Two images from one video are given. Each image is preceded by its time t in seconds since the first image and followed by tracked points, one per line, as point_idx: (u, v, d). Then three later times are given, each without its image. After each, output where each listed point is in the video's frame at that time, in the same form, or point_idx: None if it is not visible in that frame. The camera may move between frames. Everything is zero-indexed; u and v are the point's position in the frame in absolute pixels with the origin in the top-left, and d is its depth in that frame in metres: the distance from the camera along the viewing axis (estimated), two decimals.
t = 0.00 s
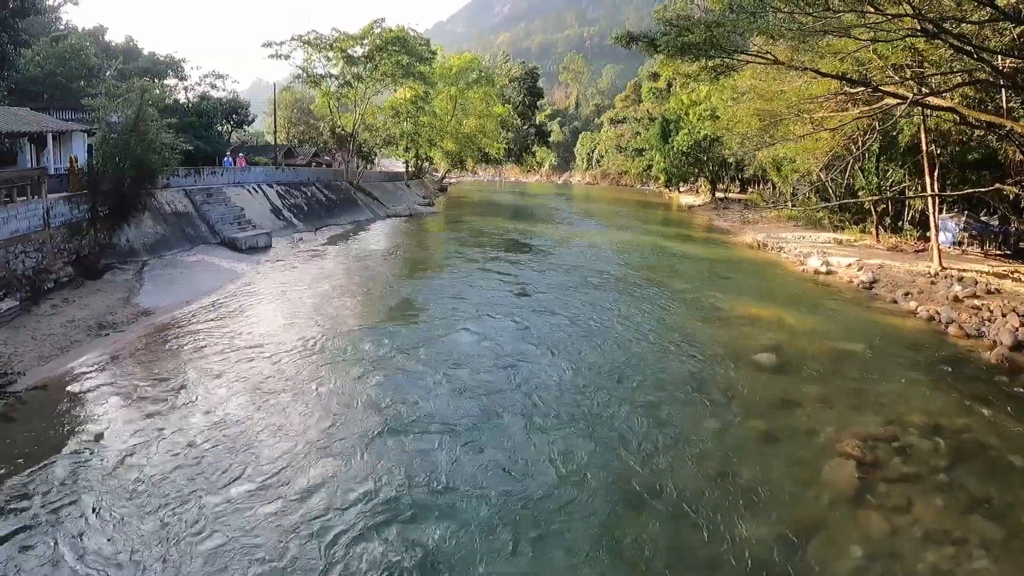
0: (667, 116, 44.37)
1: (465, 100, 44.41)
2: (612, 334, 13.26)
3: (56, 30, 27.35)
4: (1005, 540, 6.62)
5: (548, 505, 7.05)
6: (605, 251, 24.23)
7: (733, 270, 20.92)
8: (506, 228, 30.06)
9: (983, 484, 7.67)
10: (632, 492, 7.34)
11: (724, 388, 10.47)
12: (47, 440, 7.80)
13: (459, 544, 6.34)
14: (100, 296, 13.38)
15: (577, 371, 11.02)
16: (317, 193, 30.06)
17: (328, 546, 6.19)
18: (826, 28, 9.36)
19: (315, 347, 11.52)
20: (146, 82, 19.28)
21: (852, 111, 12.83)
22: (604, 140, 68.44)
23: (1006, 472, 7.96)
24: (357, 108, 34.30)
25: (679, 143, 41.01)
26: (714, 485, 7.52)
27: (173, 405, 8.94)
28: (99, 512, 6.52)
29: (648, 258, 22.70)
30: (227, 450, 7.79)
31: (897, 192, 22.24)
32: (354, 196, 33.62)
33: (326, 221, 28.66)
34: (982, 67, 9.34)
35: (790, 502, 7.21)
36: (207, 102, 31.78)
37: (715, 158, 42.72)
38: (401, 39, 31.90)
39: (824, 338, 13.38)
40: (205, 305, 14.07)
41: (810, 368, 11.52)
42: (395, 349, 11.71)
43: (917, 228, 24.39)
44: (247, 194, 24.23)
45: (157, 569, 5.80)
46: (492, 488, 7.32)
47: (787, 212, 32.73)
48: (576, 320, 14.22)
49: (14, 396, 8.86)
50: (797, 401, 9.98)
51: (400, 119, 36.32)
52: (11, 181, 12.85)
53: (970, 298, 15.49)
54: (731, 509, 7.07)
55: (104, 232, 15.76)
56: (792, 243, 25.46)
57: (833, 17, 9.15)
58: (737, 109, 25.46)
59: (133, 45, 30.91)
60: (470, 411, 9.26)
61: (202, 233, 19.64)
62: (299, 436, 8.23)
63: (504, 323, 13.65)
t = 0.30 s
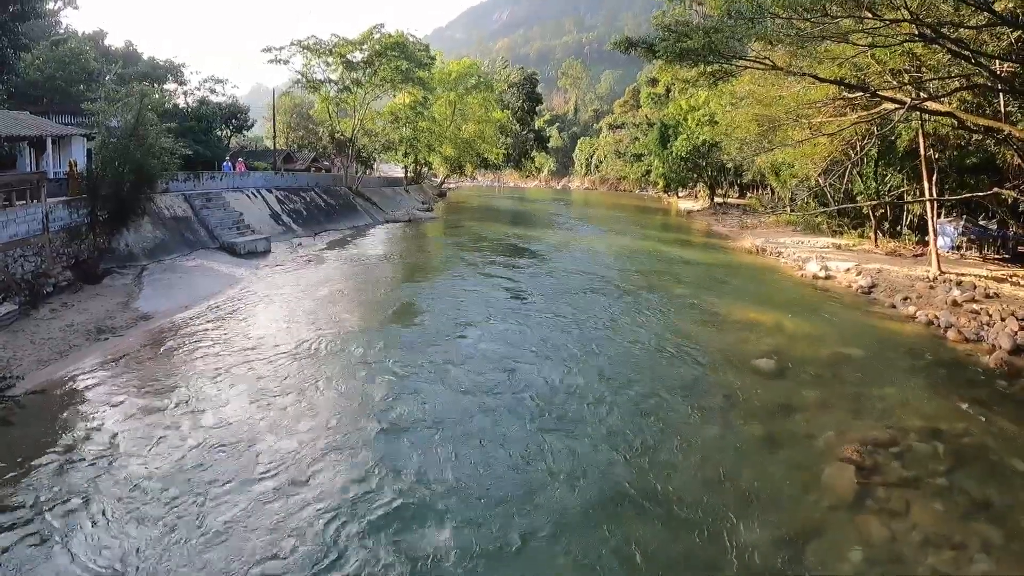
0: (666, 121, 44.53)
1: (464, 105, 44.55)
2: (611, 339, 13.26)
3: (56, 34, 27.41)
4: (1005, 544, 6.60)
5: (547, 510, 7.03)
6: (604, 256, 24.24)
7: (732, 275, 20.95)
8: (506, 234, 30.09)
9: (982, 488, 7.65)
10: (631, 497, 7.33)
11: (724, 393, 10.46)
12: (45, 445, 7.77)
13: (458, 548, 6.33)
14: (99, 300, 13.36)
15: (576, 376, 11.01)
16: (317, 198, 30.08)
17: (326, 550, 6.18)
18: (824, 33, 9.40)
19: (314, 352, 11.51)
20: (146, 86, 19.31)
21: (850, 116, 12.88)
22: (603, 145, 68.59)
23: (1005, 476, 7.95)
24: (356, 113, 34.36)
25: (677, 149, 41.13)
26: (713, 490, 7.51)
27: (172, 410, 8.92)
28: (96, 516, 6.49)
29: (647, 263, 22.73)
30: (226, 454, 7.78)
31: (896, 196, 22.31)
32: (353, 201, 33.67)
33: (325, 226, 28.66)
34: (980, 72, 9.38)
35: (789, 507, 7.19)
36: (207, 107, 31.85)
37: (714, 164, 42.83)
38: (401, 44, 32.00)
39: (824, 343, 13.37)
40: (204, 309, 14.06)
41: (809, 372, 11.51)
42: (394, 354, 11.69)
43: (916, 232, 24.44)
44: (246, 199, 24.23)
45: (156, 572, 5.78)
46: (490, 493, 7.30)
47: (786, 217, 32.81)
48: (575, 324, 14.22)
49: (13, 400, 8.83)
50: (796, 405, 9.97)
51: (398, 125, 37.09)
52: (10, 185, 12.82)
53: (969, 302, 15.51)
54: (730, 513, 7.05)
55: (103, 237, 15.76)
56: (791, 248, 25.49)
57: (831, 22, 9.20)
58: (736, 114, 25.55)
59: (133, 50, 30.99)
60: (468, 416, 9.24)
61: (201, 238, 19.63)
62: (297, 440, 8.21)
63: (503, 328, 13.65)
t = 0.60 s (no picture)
0: (662, 129, 44.78)
1: (461, 114, 44.77)
2: (609, 346, 13.25)
3: (54, 43, 27.50)
4: (1005, 548, 6.58)
5: (546, 517, 7.00)
6: (602, 263, 24.28)
7: (731, 282, 20.96)
8: (502, 242, 30.08)
9: (981, 492, 7.64)
10: (630, 504, 7.30)
11: (722, 399, 10.45)
12: (42, 454, 7.71)
13: (459, 556, 6.29)
14: (97, 309, 13.32)
15: (574, 383, 10.99)
16: (314, 207, 30.10)
17: (327, 558, 6.14)
18: (819, 40, 9.47)
19: (311, 361, 11.48)
20: (143, 95, 19.31)
21: (846, 122, 12.96)
22: (600, 153, 68.84)
23: (1005, 479, 7.95)
24: (354, 122, 34.46)
25: (674, 156, 41.31)
26: (713, 497, 7.47)
27: (170, 419, 8.87)
28: (92, 526, 6.43)
29: (644, 270, 22.78)
30: (223, 463, 7.74)
31: (892, 202, 22.42)
32: (351, 210, 33.68)
33: (323, 235, 28.66)
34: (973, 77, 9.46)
35: (789, 513, 7.17)
36: (204, 116, 31.93)
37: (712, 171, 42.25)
38: (398, 53, 32.16)
39: (822, 348, 13.37)
40: (202, 318, 14.03)
41: (808, 378, 11.51)
42: (391, 362, 11.66)
43: (912, 237, 24.55)
44: (244, 208, 24.23)
45: None
46: (489, 501, 7.27)
47: (782, 223, 32.89)
48: (573, 332, 14.21)
49: (10, 408, 8.78)
50: (795, 411, 9.96)
51: (395, 133, 36.76)
52: (9, 194, 12.78)
53: (966, 307, 15.55)
54: (730, 520, 7.02)
55: (101, 246, 15.72)
56: (788, 254, 25.55)
57: (826, 29, 9.28)
58: (732, 121, 25.69)
59: (131, 59, 31.08)
60: (467, 424, 9.21)
61: (199, 247, 19.62)
62: (295, 449, 8.17)
63: (502, 336, 13.63)
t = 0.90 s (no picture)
0: (663, 121, 44.63)
1: (461, 107, 44.71)
2: (611, 339, 13.23)
3: (53, 40, 27.44)
4: (1009, 540, 6.59)
5: (550, 512, 7.01)
6: (603, 256, 24.26)
7: (733, 274, 20.91)
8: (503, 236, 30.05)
9: (984, 484, 7.64)
10: (633, 498, 7.32)
11: (724, 392, 10.44)
12: (46, 452, 7.74)
13: (463, 551, 6.31)
14: (100, 306, 13.34)
15: (577, 377, 10.99)
16: (316, 202, 30.08)
17: (331, 553, 6.17)
18: (821, 32, 9.41)
19: (314, 356, 11.50)
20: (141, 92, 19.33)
21: (848, 114, 12.89)
22: (602, 146, 68.63)
23: (1008, 472, 7.94)
24: (354, 116, 34.39)
25: (675, 149, 41.15)
26: (716, 490, 7.48)
27: (173, 416, 8.90)
28: (99, 522, 6.47)
29: (646, 263, 22.76)
30: (227, 459, 7.77)
31: (895, 194, 22.32)
32: (352, 205, 33.67)
33: (325, 230, 28.66)
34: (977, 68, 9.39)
35: (791, 506, 7.18)
36: (205, 112, 31.89)
37: (714, 164, 42.48)
38: (398, 47, 32.05)
39: (824, 341, 13.35)
40: (205, 314, 14.06)
41: (810, 371, 11.50)
42: (394, 357, 11.67)
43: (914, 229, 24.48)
44: (245, 203, 24.23)
45: None
46: (492, 495, 7.29)
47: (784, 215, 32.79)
48: (575, 325, 14.21)
49: (14, 406, 8.81)
50: (797, 404, 9.95)
51: (396, 126, 36.65)
52: (10, 192, 12.79)
53: (969, 299, 15.50)
54: (734, 513, 7.04)
55: (103, 243, 15.74)
56: (790, 246, 25.46)
57: (828, 21, 9.21)
58: (734, 113, 25.56)
59: (130, 56, 31.02)
60: (470, 419, 9.23)
61: (201, 243, 19.64)
62: (299, 445, 8.20)
63: (504, 330, 13.64)
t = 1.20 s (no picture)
0: (661, 122, 44.70)
1: (459, 111, 44.74)
2: (611, 340, 13.24)
3: (50, 48, 27.50)
4: (1010, 537, 6.58)
5: (550, 513, 7.01)
6: (602, 258, 24.29)
7: (732, 274, 20.92)
8: (502, 238, 30.03)
9: (986, 482, 7.63)
10: (635, 498, 7.31)
11: (725, 392, 10.43)
12: (46, 459, 7.73)
13: (462, 553, 6.31)
14: (99, 313, 13.36)
15: (577, 379, 10.99)
16: (315, 206, 30.10)
17: (331, 557, 6.17)
18: (816, 31, 9.44)
19: (313, 360, 11.50)
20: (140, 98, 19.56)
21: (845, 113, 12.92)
22: (600, 147, 68.70)
23: (1009, 470, 7.92)
24: (352, 121, 34.43)
25: (673, 149, 41.21)
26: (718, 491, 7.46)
27: (174, 421, 8.89)
28: (99, 529, 6.46)
29: (645, 264, 22.79)
30: (228, 464, 7.76)
31: (893, 192, 22.36)
32: (351, 209, 33.69)
33: (324, 234, 28.67)
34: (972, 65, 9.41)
35: (793, 505, 7.16)
36: (203, 118, 31.94)
37: (712, 164, 42.56)
38: (395, 51, 32.08)
39: (824, 340, 13.36)
40: (204, 319, 14.06)
41: (810, 370, 11.50)
42: (393, 361, 11.67)
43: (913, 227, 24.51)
44: (244, 208, 24.24)
45: None
46: (492, 497, 7.27)
47: (783, 214, 32.81)
48: (576, 327, 14.21)
49: (14, 413, 8.81)
50: (798, 403, 9.95)
51: (395, 130, 36.72)
52: (8, 199, 12.82)
53: (968, 296, 15.50)
54: (735, 513, 7.03)
55: (102, 250, 15.76)
56: (789, 246, 25.50)
57: (824, 19, 9.22)
58: (731, 113, 25.61)
59: (128, 62, 31.06)
60: (470, 422, 9.21)
61: (200, 249, 19.66)
62: (299, 449, 8.18)
63: (504, 332, 13.65)
